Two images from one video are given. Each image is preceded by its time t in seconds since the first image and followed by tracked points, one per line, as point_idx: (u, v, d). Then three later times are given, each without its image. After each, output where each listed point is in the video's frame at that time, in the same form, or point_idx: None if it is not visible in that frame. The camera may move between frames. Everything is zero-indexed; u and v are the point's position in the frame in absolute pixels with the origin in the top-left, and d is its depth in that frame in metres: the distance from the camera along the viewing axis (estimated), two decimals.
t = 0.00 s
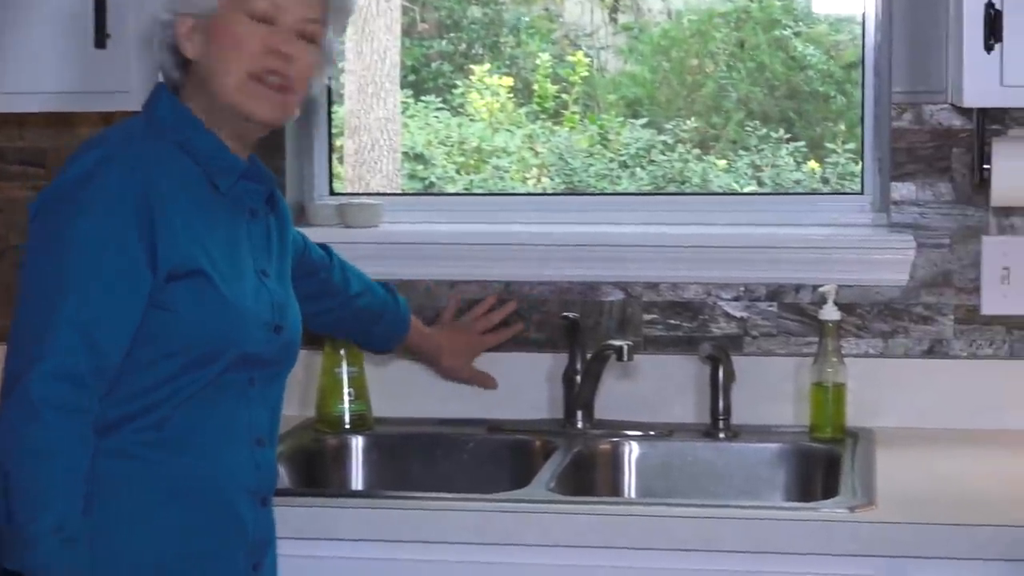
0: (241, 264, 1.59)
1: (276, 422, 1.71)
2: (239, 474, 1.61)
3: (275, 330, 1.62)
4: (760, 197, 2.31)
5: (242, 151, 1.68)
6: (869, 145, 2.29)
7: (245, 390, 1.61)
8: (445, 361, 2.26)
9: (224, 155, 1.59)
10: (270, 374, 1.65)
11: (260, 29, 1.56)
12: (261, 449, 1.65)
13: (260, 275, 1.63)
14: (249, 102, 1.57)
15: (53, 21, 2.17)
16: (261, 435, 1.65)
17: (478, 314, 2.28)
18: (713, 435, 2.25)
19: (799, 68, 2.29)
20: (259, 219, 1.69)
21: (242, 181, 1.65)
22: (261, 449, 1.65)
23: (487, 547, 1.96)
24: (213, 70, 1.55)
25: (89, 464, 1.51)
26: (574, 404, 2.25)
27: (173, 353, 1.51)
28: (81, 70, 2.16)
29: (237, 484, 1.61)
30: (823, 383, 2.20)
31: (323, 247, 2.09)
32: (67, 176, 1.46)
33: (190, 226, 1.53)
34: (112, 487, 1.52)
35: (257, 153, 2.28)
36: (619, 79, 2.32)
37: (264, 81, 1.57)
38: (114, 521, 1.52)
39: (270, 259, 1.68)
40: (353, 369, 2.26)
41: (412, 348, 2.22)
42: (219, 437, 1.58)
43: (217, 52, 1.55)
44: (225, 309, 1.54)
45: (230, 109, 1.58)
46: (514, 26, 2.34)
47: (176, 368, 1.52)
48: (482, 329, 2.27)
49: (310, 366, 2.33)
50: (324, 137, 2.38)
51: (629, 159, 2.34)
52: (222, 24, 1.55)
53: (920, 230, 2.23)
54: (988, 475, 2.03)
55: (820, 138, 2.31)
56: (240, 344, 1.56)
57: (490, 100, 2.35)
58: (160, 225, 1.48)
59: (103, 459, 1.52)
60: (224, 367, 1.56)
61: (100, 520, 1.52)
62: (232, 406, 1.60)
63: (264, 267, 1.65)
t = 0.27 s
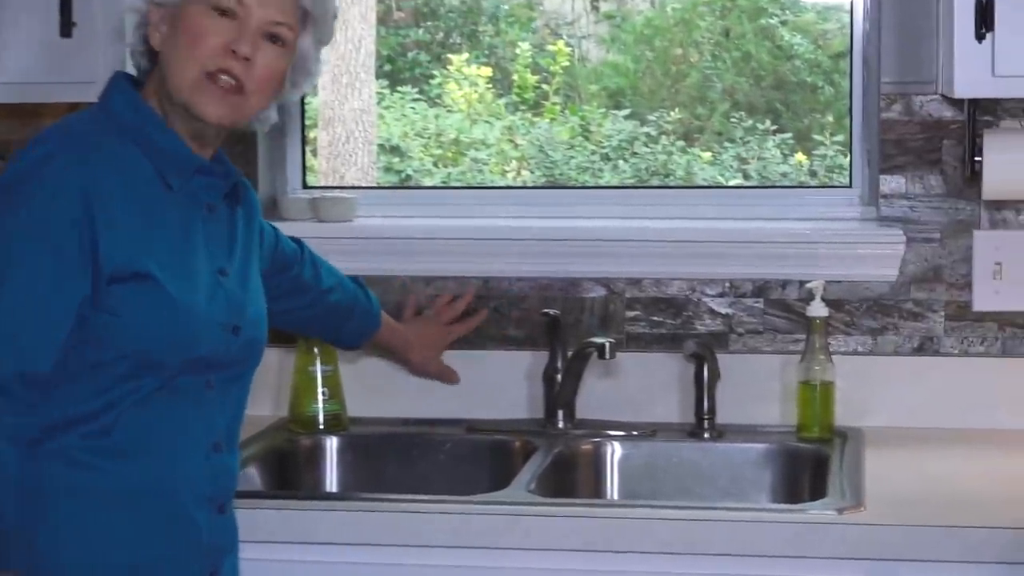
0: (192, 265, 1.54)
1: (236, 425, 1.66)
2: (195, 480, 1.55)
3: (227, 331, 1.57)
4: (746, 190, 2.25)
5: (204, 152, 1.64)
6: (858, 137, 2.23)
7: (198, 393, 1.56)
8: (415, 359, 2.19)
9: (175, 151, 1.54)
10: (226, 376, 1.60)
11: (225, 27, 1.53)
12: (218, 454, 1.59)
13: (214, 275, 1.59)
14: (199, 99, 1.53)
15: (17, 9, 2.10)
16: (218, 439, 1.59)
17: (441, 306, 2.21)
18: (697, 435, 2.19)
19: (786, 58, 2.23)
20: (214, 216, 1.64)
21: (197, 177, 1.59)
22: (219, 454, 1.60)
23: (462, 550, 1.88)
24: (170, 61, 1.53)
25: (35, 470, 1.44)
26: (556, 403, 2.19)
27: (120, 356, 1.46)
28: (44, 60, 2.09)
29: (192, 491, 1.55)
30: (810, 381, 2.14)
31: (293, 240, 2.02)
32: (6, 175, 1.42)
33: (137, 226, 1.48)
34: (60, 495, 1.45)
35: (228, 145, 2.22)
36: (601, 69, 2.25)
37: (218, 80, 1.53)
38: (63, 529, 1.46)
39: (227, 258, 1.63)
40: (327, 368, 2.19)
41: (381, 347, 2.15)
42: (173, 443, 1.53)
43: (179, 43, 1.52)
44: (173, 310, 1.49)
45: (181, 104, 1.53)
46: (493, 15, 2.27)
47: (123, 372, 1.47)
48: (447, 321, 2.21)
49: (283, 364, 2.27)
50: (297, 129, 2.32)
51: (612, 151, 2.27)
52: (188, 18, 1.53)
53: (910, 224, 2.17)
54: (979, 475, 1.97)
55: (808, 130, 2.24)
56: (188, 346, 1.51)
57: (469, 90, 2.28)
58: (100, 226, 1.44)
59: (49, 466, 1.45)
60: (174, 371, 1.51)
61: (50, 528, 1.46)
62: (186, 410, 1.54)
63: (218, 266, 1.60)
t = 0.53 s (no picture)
0: (161, 258, 1.51)
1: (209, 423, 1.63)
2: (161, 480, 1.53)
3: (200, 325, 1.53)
4: (745, 180, 2.16)
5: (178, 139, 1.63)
6: (861, 125, 2.14)
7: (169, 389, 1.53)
8: (393, 349, 2.12)
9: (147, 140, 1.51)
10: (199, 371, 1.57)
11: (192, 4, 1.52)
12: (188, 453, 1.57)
13: (186, 268, 1.55)
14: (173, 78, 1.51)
15: None
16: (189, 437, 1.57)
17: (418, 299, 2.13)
18: (694, 435, 2.11)
19: (786, 42, 2.14)
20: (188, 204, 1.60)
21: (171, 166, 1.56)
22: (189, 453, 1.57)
23: (449, 554, 1.78)
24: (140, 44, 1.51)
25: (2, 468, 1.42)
26: (547, 402, 2.11)
27: (86, 353, 1.43)
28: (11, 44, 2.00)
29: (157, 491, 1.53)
30: (811, 378, 2.06)
31: (271, 228, 1.93)
32: None
33: (104, 219, 1.44)
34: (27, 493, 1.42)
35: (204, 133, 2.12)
36: (594, 54, 2.17)
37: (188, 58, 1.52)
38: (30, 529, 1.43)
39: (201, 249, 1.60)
40: (309, 365, 2.10)
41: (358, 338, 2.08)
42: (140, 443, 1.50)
43: (147, 24, 1.50)
44: (141, 304, 1.45)
45: (154, 86, 1.51)
46: None
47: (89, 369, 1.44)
48: (426, 314, 2.13)
49: (263, 362, 2.18)
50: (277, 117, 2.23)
51: (604, 140, 2.19)
52: None
53: (915, 215, 2.09)
54: (987, 476, 1.89)
55: (809, 118, 2.15)
56: (159, 341, 1.47)
57: (456, 76, 2.19)
58: (70, 217, 1.40)
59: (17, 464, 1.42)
60: (142, 369, 1.48)
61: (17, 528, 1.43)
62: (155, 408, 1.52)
63: (191, 258, 1.56)
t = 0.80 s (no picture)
0: (155, 248, 1.46)
1: (204, 424, 1.57)
2: (152, 480, 1.48)
3: (196, 319, 1.48)
4: (754, 168, 2.07)
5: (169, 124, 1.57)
6: (875, 111, 2.05)
7: (163, 386, 1.48)
8: (388, 349, 2.04)
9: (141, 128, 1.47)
10: (194, 368, 1.51)
11: None
12: (181, 454, 1.52)
13: (181, 260, 1.49)
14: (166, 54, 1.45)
15: None
16: (183, 437, 1.51)
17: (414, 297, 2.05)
18: (701, 433, 2.02)
19: (797, 25, 2.05)
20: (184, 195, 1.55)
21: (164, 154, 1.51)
22: (182, 454, 1.52)
23: (445, 558, 1.69)
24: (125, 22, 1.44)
25: None
26: (547, 399, 2.02)
27: (76, 345, 1.38)
28: None
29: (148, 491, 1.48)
30: (823, 375, 1.98)
31: (262, 222, 1.86)
32: None
33: (98, 206, 1.39)
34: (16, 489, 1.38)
35: (190, 120, 2.04)
36: (596, 37, 2.08)
37: (176, 32, 1.46)
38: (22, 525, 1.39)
39: (196, 242, 1.54)
40: (300, 361, 2.02)
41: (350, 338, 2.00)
42: (130, 440, 1.45)
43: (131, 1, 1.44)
44: (135, 296, 1.40)
45: (142, 66, 1.45)
46: None
47: (79, 362, 1.39)
48: (422, 313, 2.05)
49: (252, 358, 2.09)
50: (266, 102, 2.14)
51: (608, 126, 2.10)
52: None
53: (931, 205, 2.00)
54: (1009, 477, 1.80)
55: (820, 103, 2.07)
56: (153, 335, 1.43)
57: (452, 60, 2.11)
58: (65, 205, 1.35)
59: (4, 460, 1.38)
60: (135, 363, 1.43)
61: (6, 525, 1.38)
62: (148, 405, 1.47)
63: (186, 250, 1.51)
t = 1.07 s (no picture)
0: (142, 240, 1.38)
1: (192, 425, 1.48)
2: (138, 481, 1.39)
3: (185, 314, 1.40)
4: (764, 158, 1.99)
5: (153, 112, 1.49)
6: (891, 98, 1.96)
7: (151, 384, 1.39)
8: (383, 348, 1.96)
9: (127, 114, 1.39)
10: (182, 366, 1.43)
11: None
12: (168, 455, 1.42)
13: (168, 253, 1.41)
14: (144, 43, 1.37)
15: None
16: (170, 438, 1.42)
17: (411, 293, 1.97)
18: (709, 434, 1.94)
19: (810, 9, 1.97)
20: (171, 187, 1.47)
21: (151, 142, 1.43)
22: (169, 455, 1.42)
23: (441, 563, 1.61)
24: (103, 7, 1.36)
25: None
26: (550, 398, 1.94)
27: (59, 340, 1.30)
28: None
29: (134, 493, 1.38)
30: (836, 373, 1.90)
31: (250, 215, 1.77)
32: None
33: (85, 196, 1.33)
34: None
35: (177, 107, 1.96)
36: (600, 22, 2.00)
37: (157, 16, 1.38)
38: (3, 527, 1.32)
39: (183, 234, 1.46)
40: (291, 359, 1.94)
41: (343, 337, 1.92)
42: (117, 439, 1.36)
43: None
44: (121, 290, 1.33)
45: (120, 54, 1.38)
46: None
47: (61, 358, 1.31)
48: (419, 310, 1.97)
49: (241, 356, 2.01)
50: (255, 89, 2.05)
51: (612, 115, 2.01)
52: None
53: (949, 196, 1.91)
54: None
55: (834, 90, 1.98)
56: (142, 331, 1.35)
57: (450, 45, 2.02)
58: (47, 195, 1.28)
59: None
60: (123, 360, 1.35)
61: None
62: (135, 403, 1.38)
63: (173, 242, 1.43)
